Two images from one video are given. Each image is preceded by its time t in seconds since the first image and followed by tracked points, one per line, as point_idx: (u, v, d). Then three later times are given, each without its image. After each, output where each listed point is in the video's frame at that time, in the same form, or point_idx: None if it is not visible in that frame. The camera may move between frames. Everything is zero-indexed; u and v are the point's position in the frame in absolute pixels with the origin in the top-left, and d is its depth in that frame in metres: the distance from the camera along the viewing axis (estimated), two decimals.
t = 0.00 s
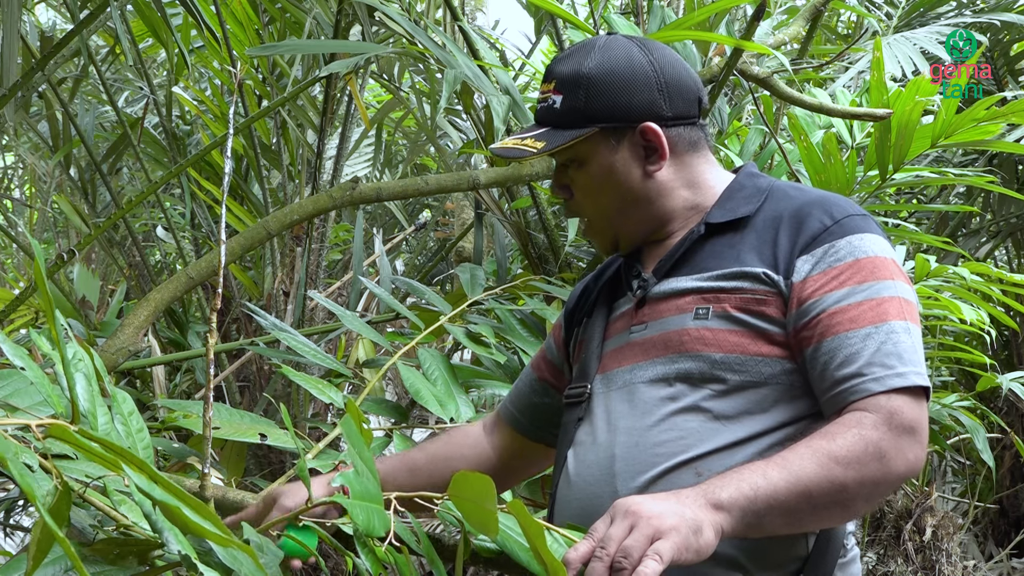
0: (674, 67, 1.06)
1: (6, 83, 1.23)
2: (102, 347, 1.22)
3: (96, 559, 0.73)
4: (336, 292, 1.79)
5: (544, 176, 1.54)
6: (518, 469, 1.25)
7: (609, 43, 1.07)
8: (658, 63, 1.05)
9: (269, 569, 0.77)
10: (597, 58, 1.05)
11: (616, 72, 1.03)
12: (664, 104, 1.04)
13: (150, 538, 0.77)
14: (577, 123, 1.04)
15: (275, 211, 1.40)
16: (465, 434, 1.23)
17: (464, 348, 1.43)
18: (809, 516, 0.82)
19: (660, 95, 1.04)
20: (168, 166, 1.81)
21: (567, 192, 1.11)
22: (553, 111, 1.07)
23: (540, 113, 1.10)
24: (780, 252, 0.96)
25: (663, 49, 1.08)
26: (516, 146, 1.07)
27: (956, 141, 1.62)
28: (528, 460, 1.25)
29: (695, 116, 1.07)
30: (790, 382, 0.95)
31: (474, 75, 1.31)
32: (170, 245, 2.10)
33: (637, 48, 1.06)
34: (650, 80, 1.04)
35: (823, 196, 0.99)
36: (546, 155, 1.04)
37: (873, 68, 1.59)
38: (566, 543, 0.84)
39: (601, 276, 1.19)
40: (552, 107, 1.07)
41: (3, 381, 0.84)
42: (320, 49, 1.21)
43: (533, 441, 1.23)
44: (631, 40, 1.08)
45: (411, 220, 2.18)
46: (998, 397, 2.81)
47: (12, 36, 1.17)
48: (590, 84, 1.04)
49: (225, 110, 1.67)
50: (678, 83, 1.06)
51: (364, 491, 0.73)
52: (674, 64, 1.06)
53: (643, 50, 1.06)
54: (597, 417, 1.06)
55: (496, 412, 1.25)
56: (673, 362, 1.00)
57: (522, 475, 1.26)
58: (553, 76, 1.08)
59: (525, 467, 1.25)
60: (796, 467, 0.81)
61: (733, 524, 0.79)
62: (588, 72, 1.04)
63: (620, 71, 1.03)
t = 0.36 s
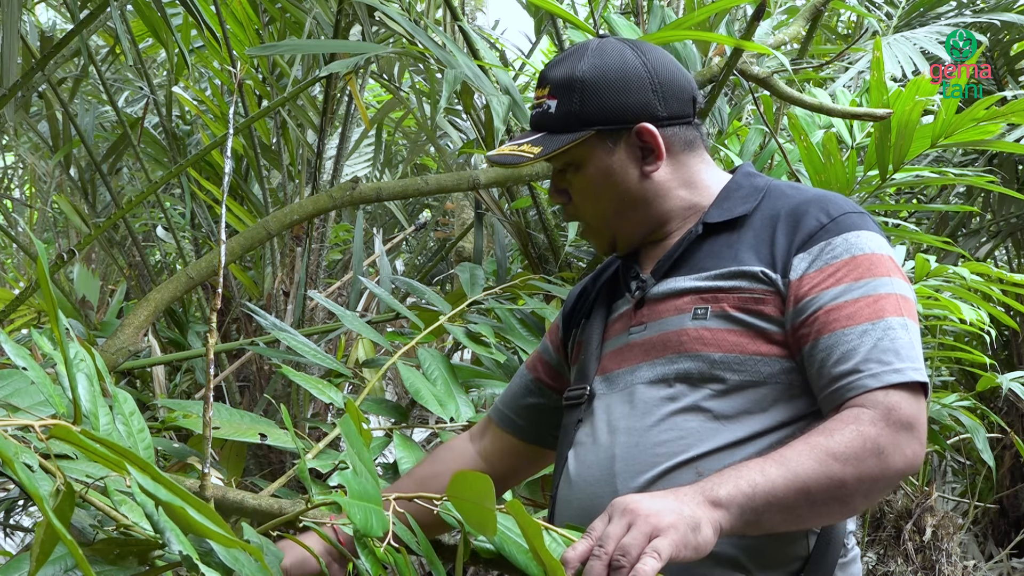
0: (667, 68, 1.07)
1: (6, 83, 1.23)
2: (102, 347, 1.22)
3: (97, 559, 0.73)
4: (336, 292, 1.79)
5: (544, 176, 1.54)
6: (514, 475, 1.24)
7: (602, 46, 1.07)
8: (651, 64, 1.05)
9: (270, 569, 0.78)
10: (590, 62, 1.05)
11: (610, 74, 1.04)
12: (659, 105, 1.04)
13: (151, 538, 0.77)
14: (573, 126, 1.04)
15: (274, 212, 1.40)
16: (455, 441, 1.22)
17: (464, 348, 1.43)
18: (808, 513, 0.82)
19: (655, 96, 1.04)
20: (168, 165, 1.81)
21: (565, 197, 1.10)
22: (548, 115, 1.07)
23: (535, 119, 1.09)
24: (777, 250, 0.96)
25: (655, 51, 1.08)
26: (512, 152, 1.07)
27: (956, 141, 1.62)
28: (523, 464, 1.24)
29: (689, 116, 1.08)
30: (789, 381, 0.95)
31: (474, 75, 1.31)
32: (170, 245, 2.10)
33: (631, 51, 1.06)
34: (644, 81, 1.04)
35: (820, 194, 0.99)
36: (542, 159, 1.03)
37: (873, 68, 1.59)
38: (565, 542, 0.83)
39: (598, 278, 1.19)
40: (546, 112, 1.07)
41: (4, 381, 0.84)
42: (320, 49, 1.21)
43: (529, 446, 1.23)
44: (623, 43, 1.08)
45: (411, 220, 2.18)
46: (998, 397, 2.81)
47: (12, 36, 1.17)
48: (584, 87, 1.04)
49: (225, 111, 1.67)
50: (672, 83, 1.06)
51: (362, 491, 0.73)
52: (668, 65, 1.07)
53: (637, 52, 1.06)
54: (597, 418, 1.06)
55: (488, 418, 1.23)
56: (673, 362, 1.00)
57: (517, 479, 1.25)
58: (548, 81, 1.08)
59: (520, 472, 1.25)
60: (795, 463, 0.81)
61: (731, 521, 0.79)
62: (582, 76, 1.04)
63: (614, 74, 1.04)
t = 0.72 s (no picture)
0: (651, 71, 1.06)
1: (6, 83, 1.23)
2: (102, 347, 1.22)
3: (97, 558, 0.73)
4: (336, 292, 1.80)
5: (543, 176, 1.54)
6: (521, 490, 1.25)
7: (585, 52, 1.07)
8: (635, 68, 1.05)
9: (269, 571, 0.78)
10: (573, 68, 1.05)
11: (594, 79, 1.04)
12: (644, 108, 1.04)
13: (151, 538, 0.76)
14: (559, 133, 1.04)
15: (274, 211, 1.40)
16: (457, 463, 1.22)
17: (464, 348, 1.43)
18: (806, 506, 0.82)
19: (639, 99, 1.04)
20: (169, 166, 1.81)
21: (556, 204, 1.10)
22: (534, 122, 1.07)
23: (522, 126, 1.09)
24: (769, 247, 0.96)
25: (639, 54, 1.08)
26: (500, 161, 1.07)
27: (956, 141, 1.62)
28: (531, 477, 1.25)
29: (675, 117, 1.08)
30: (785, 377, 0.95)
31: (474, 75, 1.31)
32: (170, 245, 2.11)
33: (613, 55, 1.06)
34: (628, 84, 1.04)
35: (808, 190, 0.99)
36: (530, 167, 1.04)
37: (873, 68, 1.59)
38: (563, 541, 0.83)
39: (591, 283, 1.19)
40: (532, 119, 1.07)
41: (3, 382, 0.84)
42: (320, 49, 1.21)
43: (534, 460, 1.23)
44: (606, 48, 1.08)
45: (411, 220, 2.18)
46: (998, 397, 2.81)
47: (12, 36, 1.17)
48: (568, 93, 1.04)
49: (225, 110, 1.66)
50: (657, 86, 1.06)
51: (358, 495, 0.73)
52: (652, 67, 1.07)
53: (619, 56, 1.06)
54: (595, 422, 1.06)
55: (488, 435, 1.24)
56: (668, 363, 1.00)
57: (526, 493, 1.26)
58: (533, 88, 1.08)
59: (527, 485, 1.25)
60: (791, 457, 0.81)
61: (729, 516, 0.79)
62: (566, 81, 1.04)
63: (598, 78, 1.04)
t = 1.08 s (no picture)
0: (637, 74, 1.07)
1: (6, 83, 1.23)
2: (102, 347, 1.22)
3: (96, 559, 0.73)
4: (336, 292, 1.80)
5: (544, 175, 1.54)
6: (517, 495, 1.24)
7: (570, 57, 1.07)
8: (620, 72, 1.06)
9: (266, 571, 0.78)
10: (559, 74, 1.05)
11: (580, 83, 1.04)
12: (630, 111, 1.05)
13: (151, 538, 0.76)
14: (547, 138, 1.05)
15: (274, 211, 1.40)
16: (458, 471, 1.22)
17: (464, 348, 1.43)
18: (802, 502, 0.82)
19: (625, 102, 1.05)
20: (169, 166, 1.81)
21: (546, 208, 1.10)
22: (522, 129, 1.07)
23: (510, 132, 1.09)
24: (760, 245, 0.97)
25: (624, 59, 1.08)
26: (489, 168, 1.07)
27: (956, 141, 1.62)
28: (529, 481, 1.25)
29: (662, 120, 1.08)
30: (780, 375, 0.95)
31: (474, 75, 1.31)
32: (170, 245, 2.11)
33: (599, 59, 1.07)
34: (614, 88, 1.04)
35: (798, 188, 1.00)
36: (518, 173, 1.04)
37: (873, 68, 1.59)
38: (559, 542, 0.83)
39: (585, 289, 1.19)
40: (520, 126, 1.07)
41: (3, 382, 0.84)
42: (320, 49, 1.21)
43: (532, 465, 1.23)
44: (592, 53, 1.08)
45: (411, 220, 2.18)
46: (998, 397, 2.81)
47: (12, 35, 1.17)
48: (555, 98, 1.04)
49: (225, 110, 1.66)
50: (642, 89, 1.07)
51: (351, 499, 0.73)
52: (637, 71, 1.07)
53: (605, 60, 1.06)
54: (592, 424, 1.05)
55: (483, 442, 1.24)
56: (663, 364, 1.00)
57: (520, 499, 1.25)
58: (519, 95, 1.09)
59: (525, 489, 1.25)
60: (787, 454, 0.81)
61: (726, 514, 0.79)
62: (552, 87, 1.04)
63: (584, 83, 1.04)
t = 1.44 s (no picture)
0: (622, 77, 1.07)
1: (6, 83, 1.23)
2: (102, 346, 1.22)
3: (95, 559, 0.73)
4: (336, 292, 1.80)
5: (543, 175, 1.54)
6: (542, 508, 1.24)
7: (556, 64, 1.08)
8: (605, 76, 1.06)
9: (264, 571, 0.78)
10: (545, 80, 1.06)
11: (567, 89, 1.04)
12: (618, 114, 1.05)
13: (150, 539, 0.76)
14: (536, 145, 1.05)
15: (273, 211, 1.40)
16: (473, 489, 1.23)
17: (464, 348, 1.43)
18: (796, 497, 0.81)
19: (612, 105, 1.05)
20: (169, 165, 1.81)
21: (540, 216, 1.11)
22: (510, 137, 1.07)
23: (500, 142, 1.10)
24: (751, 243, 0.97)
25: (609, 63, 1.09)
26: (481, 177, 1.08)
27: (956, 141, 1.62)
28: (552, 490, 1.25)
29: (650, 121, 1.08)
30: (776, 372, 0.95)
31: (474, 75, 1.31)
32: (170, 245, 2.11)
33: (584, 65, 1.07)
34: (599, 92, 1.05)
35: (787, 185, 1.00)
36: (509, 181, 1.04)
37: (873, 68, 1.58)
38: (554, 540, 0.82)
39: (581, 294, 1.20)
40: (509, 134, 1.08)
41: (3, 382, 0.84)
42: (320, 49, 1.21)
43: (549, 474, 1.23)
44: (576, 59, 1.09)
45: (411, 220, 2.18)
46: (998, 397, 2.81)
47: (12, 35, 1.17)
48: (542, 105, 1.04)
49: (225, 110, 1.66)
50: (628, 92, 1.07)
51: (346, 493, 0.73)
52: (622, 74, 1.08)
53: (590, 66, 1.07)
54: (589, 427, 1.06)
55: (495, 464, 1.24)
56: (659, 365, 1.00)
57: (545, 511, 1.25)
58: (507, 104, 1.09)
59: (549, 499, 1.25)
60: (780, 449, 0.81)
61: (720, 510, 0.79)
62: (539, 94, 1.05)
63: (570, 89, 1.04)
